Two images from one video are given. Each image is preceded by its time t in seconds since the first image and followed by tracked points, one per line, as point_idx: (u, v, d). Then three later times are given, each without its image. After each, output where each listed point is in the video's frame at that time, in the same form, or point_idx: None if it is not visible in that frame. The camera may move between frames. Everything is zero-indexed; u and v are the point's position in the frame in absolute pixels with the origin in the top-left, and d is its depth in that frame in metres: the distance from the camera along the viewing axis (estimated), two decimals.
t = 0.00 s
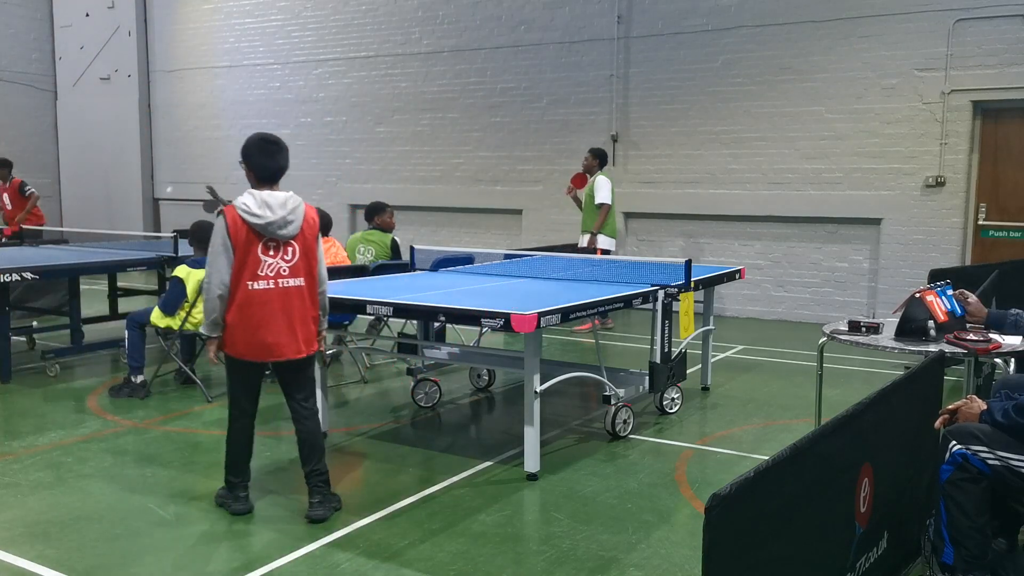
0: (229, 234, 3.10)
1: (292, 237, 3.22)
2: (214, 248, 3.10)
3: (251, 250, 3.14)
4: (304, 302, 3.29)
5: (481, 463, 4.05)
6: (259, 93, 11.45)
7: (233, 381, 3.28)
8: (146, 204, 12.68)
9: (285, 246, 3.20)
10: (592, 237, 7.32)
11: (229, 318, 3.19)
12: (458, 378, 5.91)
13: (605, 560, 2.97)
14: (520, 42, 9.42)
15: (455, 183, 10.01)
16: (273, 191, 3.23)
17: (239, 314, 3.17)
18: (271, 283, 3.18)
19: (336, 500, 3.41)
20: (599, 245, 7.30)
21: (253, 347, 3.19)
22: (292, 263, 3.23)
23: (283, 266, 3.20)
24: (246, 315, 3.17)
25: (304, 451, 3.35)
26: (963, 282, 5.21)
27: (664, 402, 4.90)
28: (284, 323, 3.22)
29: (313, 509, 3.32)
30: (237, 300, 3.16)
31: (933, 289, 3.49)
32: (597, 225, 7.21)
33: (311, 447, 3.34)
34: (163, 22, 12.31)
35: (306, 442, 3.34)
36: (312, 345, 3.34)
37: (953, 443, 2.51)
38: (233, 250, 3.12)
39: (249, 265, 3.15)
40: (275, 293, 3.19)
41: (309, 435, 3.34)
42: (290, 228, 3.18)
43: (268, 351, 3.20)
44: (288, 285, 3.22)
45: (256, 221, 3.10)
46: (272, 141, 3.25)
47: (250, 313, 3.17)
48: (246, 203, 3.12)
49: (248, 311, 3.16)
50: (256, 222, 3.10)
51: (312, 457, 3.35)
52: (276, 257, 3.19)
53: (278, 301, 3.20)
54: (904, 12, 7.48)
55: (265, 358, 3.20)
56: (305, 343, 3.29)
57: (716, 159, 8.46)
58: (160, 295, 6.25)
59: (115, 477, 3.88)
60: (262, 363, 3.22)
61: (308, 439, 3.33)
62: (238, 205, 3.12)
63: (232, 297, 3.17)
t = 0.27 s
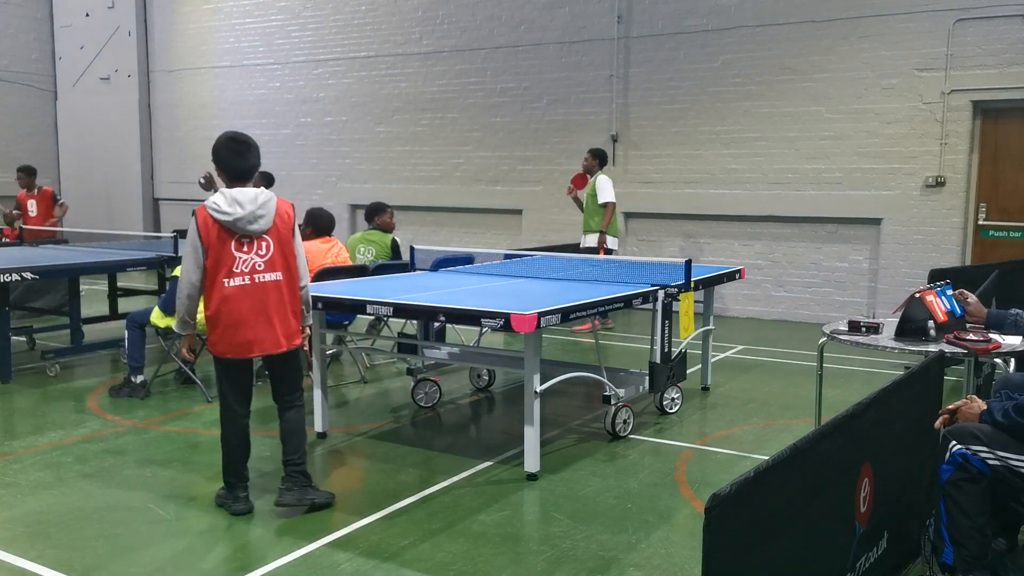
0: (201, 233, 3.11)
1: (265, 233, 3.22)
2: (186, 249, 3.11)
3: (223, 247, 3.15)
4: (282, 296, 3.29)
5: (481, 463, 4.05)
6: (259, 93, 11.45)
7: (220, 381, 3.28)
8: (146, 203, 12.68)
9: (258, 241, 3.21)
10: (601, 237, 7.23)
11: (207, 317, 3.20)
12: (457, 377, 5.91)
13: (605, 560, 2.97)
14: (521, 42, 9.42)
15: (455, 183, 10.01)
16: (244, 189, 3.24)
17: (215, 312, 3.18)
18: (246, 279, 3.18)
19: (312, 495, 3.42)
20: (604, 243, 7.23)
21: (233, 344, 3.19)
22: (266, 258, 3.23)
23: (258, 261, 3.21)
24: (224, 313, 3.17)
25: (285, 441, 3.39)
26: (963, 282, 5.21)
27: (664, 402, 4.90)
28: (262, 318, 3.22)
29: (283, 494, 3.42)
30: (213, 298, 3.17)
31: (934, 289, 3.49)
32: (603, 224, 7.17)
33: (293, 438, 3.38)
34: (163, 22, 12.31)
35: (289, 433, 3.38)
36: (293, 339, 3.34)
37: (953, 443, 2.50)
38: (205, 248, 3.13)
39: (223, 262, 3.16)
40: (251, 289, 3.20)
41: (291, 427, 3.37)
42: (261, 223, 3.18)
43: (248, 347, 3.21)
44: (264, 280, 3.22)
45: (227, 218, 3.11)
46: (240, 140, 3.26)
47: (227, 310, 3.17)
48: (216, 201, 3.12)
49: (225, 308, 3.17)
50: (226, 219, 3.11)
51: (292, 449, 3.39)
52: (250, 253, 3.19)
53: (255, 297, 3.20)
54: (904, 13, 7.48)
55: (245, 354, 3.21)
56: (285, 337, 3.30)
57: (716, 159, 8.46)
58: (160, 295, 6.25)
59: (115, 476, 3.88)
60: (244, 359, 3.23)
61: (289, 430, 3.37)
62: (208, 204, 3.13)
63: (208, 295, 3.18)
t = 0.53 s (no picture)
0: (192, 233, 3.13)
1: (256, 233, 3.20)
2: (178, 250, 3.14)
3: (214, 248, 3.15)
4: (275, 296, 3.26)
5: (481, 463, 4.05)
6: (259, 93, 11.45)
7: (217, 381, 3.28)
8: (146, 203, 12.68)
9: (249, 241, 3.19)
10: (602, 237, 7.23)
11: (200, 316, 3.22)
12: (457, 378, 5.91)
13: (605, 560, 2.97)
14: (520, 42, 9.42)
15: (455, 183, 10.01)
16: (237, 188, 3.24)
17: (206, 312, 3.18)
18: (237, 279, 3.18)
19: (295, 503, 3.42)
20: (604, 244, 7.23)
21: (223, 343, 3.19)
22: (257, 258, 3.21)
23: (249, 261, 3.19)
24: (214, 312, 3.18)
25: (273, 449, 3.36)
26: (963, 282, 5.21)
27: (663, 402, 4.90)
28: (253, 318, 3.21)
29: (265, 503, 3.40)
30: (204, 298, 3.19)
31: (933, 289, 3.49)
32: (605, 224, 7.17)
33: (280, 446, 3.35)
34: (163, 22, 12.31)
35: (276, 440, 3.35)
36: (286, 339, 3.31)
37: (953, 443, 2.50)
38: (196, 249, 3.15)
39: (214, 263, 3.16)
40: (242, 288, 3.18)
41: (278, 434, 3.34)
42: (251, 223, 3.16)
43: (238, 347, 3.20)
44: (254, 280, 3.20)
45: (216, 219, 3.11)
46: (234, 139, 3.26)
47: (218, 310, 3.18)
48: (207, 201, 3.12)
49: (216, 308, 3.17)
50: (216, 220, 3.11)
51: (279, 456, 3.37)
52: (240, 253, 3.18)
53: (246, 297, 3.19)
54: (904, 12, 7.48)
55: (235, 354, 3.20)
56: (277, 337, 3.28)
57: (716, 159, 8.46)
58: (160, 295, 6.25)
59: (115, 477, 3.88)
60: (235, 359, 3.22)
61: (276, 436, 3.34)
62: (199, 204, 3.14)
63: (200, 295, 3.19)
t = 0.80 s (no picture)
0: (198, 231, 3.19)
1: (258, 235, 3.17)
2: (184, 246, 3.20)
3: (217, 248, 3.17)
4: (273, 300, 3.23)
5: (481, 463, 4.05)
6: (259, 93, 11.45)
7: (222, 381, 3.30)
8: (146, 203, 12.68)
9: (250, 243, 3.17)
10: (601, 240, 7.24)
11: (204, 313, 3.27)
12: (457, 378, 5.91)
13: (605, 560, 2.97)
14: (520, 42, 9.42)
15: (455, 183, 10.02)
16: (247, 188, 3.23)
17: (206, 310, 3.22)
18: (235, 280, 3.18)
19: (299, 503, 3.42)
20: (604, 247, 7.22)
21: (220, 342, 3.22)
22: (257, 260, 3.19)
23: (248, 263, 3.18)
24: (213, 311, 3.21)
25: (274, 450, 3.35)
26: (962, 282, 5.22)
27: (664, 402, 4.90)
28: (248, 320, 3.20)
29: (267, 505, 3.39)
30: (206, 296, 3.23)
31: (933, 289, 3.49)
32: (607, 226, 7.15)
33: (280, 448, 3.34)
34: (163, 22, 12.31)
35: (276, 442, 3.34)
36: (283, 344, 3.27)
37: (953, 443, 2.51)
38: (201, 247, 3.20)
39: (217, 262, 3.19)
40: (239, 290, 3.18)
41: (279, 436, 3.33)
42: (253, 225, 3.14)
43: (232, 347, 3.21)
44: (252, 282, 3.19)
45: (217, 219, 3.13)
46: (247, 139, 3.26)
47: (217, 309, 3.20)
48: (212, 200, 3.15)
49: (214, 307, 3.20)
50: (217, 219, 3.13)
51: (280, 458, 3.36)
52: (241, 254, 3.17)
53: (242, 298, 3.19)
54: (904, 12, 7.48)
55: (230, 354, 3.21)
56: (273, 342, 3.25)
57: (716, 159, 8.46)
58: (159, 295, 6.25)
59: (115, 477, 3.88)
60: (231, 359, 3.24)
61: (277, 438, 3.33)
62: (206, 202, 3.17)
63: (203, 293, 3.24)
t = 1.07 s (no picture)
0: (215, 230, 3.21)
1: (272, 237, 3.17)
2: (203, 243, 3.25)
3: (232, 247, 3.19)
4: (283, 303, 3.22)
5: (481, 463, 4.05)
6: (259, 93, 11.45)
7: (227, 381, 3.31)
8: (146, 203, 12.67)
9: (263, 244, 3.17)
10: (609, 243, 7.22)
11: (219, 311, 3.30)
12: (457, 378, 5.91)
13: (605, 560, 2.97)
14: (520, 42, 9.42)
15: (455, 184, 10.02)
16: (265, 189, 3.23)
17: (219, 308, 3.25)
18: (247, 280, 3.19)
19: (299, 503, 3.42)
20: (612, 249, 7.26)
21: (229, 341, 3.24)
22: (269, 262, 3.18)
23: (260, 265, 3.18)
24: (225, 310, 3.23)
25: (274, 452, 3.35)
26: (962, 282, 5.22)
27: (664, 402, 4.90)
28: (257, 321, 3.21)
29: (267, 506, 3.38)
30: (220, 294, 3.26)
31: (933, 289, 3.49)
32: (614, 230, 7.10)
33: (281, 450, 3.33)
34: (163, 22, 12.31)
35: (277, 444, 3.34)
36: (291, 348, 3.26)
37: (953, 443, 2.51)
38: (217, 245, 3.22)
39: (231, 261, 3.21)
40: (250, 290, 3.19)
41: (280, 437, 3.32)
42: (266, 227, 3.13)
43: (240, 347, 3.23)
44: (263, 284, 3.19)
45: (233, 218, 3.14)
46: (269, 140, 3.26)
47: (228, 309, 3.22)
48: (230, 199, 3.17)
49: (225, 306, 3.22)
50: (233, 219, 3.15)
51: (281, 459, 3.35)
52: (254, 255, 3.18)
53: (252, 299, 3.19)
54: (904, 12, 7.48)
55: (238, 354, 3.23)
56: (280, 345, 3.24)
57: (716, 159, 8.46)
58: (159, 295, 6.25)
59: (115, 477, 3.88)
60: (239, 359, 3.25)
61: (277, 440, 3.32)
62: (225, 201, 3.19)
63: (218, 291, 3.27)
